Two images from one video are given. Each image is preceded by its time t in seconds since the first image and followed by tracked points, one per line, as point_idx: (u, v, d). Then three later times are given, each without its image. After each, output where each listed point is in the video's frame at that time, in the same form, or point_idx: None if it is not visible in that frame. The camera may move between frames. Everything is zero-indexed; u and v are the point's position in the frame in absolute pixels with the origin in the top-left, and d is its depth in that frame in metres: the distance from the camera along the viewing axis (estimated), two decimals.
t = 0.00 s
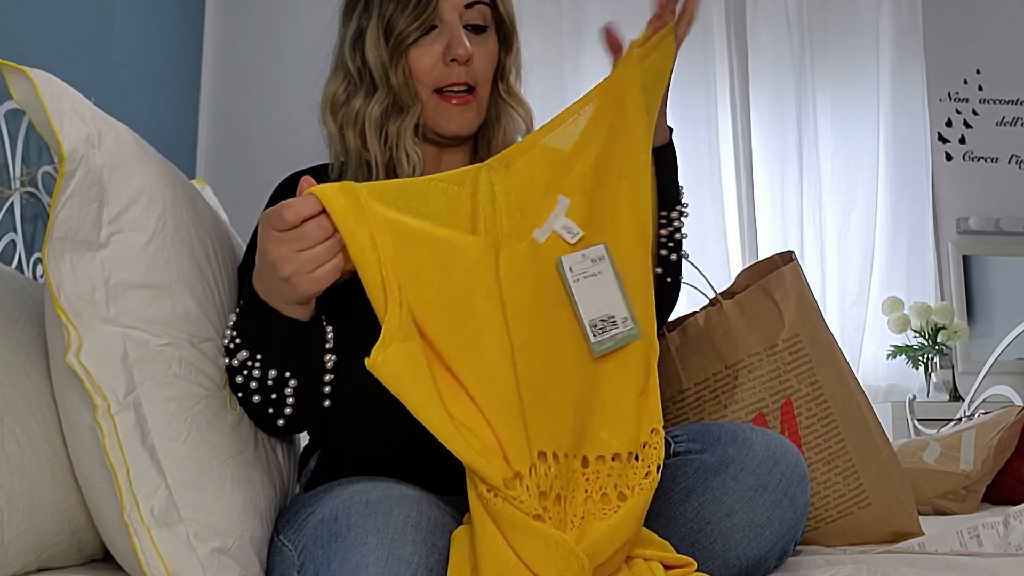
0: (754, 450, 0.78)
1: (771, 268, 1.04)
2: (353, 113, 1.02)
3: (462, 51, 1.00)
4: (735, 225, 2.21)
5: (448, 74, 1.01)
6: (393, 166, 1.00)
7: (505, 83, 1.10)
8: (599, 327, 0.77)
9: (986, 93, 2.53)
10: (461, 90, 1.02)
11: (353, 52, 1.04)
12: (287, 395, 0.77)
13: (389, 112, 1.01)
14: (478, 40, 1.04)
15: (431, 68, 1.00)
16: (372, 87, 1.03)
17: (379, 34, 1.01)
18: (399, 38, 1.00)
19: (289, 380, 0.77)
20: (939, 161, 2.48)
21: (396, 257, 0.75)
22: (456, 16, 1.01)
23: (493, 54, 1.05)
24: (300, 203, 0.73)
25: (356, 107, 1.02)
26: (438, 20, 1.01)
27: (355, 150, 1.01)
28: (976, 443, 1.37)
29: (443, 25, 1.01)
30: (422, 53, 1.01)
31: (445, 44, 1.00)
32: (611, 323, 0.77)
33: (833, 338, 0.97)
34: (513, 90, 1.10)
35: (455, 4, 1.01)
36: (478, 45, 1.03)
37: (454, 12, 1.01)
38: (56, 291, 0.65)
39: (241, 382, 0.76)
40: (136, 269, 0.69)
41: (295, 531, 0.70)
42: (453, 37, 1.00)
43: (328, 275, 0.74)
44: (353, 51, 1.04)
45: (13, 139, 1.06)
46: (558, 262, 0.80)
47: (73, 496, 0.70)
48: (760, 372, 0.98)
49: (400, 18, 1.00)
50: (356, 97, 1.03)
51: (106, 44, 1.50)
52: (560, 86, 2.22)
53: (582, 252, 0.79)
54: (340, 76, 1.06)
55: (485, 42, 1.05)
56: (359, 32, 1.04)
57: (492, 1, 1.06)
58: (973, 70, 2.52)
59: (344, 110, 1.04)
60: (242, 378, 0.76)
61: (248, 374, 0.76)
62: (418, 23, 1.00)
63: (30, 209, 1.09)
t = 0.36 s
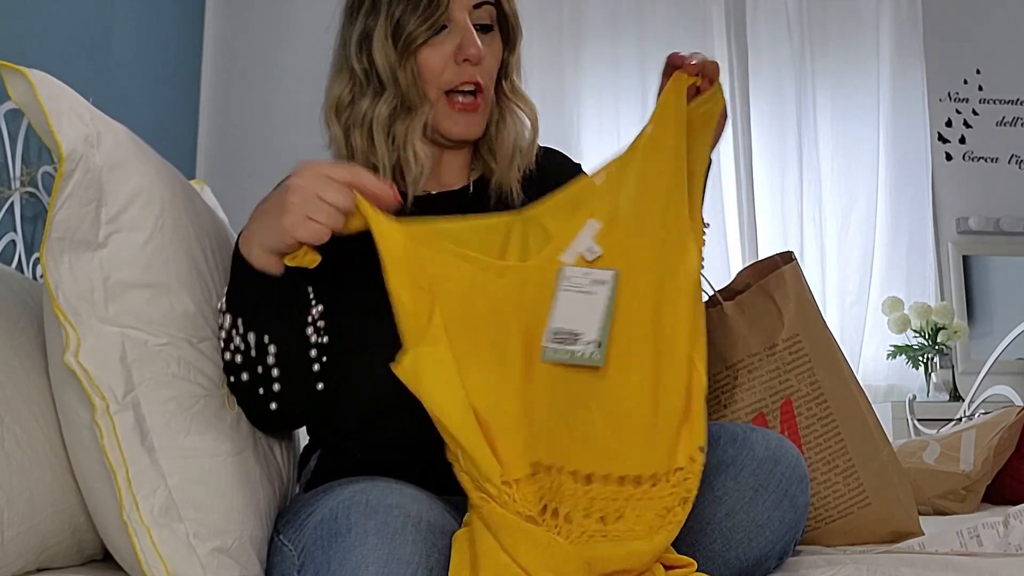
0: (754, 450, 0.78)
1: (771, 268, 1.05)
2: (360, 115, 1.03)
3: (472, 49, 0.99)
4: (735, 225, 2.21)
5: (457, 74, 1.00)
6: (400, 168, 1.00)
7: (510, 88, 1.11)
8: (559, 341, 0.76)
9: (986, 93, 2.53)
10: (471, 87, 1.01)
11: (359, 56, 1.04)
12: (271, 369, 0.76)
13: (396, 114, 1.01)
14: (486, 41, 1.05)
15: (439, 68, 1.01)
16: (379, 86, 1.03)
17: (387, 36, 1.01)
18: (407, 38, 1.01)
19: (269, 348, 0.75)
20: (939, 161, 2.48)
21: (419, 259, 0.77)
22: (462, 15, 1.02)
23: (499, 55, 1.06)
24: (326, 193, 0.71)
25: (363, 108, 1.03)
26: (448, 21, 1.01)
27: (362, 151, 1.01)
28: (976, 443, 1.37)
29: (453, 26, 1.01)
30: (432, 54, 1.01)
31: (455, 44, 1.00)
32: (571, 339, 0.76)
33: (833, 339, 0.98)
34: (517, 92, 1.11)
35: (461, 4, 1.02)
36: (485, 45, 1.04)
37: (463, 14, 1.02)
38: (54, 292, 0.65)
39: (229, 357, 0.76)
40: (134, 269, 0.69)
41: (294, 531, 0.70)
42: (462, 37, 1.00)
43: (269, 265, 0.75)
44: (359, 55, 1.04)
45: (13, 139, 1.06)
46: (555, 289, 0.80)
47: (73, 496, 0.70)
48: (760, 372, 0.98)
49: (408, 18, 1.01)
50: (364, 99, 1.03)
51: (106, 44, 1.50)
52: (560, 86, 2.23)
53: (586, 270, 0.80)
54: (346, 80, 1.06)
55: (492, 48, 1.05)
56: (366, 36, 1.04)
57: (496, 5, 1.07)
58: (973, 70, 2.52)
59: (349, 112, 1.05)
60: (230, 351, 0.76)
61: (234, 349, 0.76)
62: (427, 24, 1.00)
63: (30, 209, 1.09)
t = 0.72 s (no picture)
0: (754, 451, 0.78)
1: (771, 267, 1.05)
2: (381, 140, 0.98)
3: (497, 80, 0.96)
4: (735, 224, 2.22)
5: (479, 102, 0.97)
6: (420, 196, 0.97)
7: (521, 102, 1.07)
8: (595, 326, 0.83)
9: (986, 93, 2.53)
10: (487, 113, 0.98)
11: (378, 74, 0.99)
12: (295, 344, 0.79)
13: (421, 143, 0.97)
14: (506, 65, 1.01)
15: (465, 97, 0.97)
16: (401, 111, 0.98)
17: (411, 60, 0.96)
18: (435, 66, 0.96)
19: (296, 323, 0.79)
20: (939, 161, 2.48)
21: (453, 294, 0.83)
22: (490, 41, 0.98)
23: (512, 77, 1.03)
24: (396, 230, 0.81)
25: (383, 132, 0.98)
26: (476, 49, 0.96)
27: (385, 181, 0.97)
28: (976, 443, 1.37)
29: (480, 54, 0.97)
30: (457, 81, 0.97)
31: (482, 73, 0.96)
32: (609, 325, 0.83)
33: (832, 339, 0.97)
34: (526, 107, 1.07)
35: (488, 28, 0.98)
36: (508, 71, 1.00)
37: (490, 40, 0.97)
38: (54, 291, 0.65)
39: (249, 336, 0.78)
40: (134, 268, 0.69)
41: (295, 531, 0.70)
42: (490, 66, 0.96)
43: (305, 240, 0.81)
44: (378, 72, 0.99)
45: (13, 139, 1.06)
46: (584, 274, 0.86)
47: (73, 496, 0.70)
48: (759, 372, 0.98)
49: (437, 46, 0.96)
50: (382, 122, 0.98)
51: (106, 44, 1.50)
52: (560, 86, 2.23)
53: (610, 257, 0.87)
54: (361, 94, 1.01)
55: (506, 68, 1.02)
56: (385, 54, 0.99)
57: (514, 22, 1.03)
58: (973, 70, 2.52)
59: (367, 133, 1.00)
60: (251, 326, 0.78)
61: (256, 328, 0.78)
62: (453, 51, 0.96)
63: (29, 209, 1.09)
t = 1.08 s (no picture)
0: (754, 450, 0.78)
1: (771, 267, 1.05)
2: (385, 145, 0.99)
3: (499, 87, 0.96)
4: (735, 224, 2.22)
5: (479, 108, 0.97)
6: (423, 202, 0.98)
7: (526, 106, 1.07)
8: (599, 307, 0.83)
9: (986, 93, 2.53)
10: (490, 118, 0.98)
11: (383, 78, 0.99)
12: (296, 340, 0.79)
13: (425, 148, 0.97)
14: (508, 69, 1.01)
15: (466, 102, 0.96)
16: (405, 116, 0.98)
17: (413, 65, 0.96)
18: (438, 73, 0.96)
19: (297, 318, 0.79)
20: (939, 161, 2.48)
21: (448, 292, 0.84)
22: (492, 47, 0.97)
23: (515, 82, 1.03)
24: (398, 224, 0.80)
25: (387, 137, 0.99)
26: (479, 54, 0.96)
27: (389, 186, 0.98)
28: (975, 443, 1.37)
29: (484, 60, 0.96)
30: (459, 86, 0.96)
31: (484, 79, 0.96)
32: (611, 305, 0.83)
33: (831, 338, 0.97)
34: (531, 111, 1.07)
35: (492, 34, 0.97)
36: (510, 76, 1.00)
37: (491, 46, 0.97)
38: (54, 291, 0.65)
39: (251, 332, 0.78)
40: (134, 268, 0.69)
41: (294, 530, 0.70)
42: (492, 73, 0.96)
43: (306, 233, 0.80)
44: (383, 77, 0.99)
45: (13, 139, 1.06)
46: (580, 261, 0.87)
47: (73, 496, 0.70)
48: (759, 372, 0.98)
49: (440, 53, 0.96)
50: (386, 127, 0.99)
51: (106, 44, 1.50)
52: (560, 85, 2.23)
53: (604, 248, 0.88)
54: (365, 98, 1.01)
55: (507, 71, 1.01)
56: (389, 59, 0.99)
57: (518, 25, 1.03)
58: (973, 70, 2.52)
59: (370, 136, 1.00)
60: (251, 322, 0.78)
61: (256, 324, 0.78)
62: (455, 57, 0.95)
63: (30, 210, 1.09)
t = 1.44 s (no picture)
0: (754, 449, 0.78)
1: (772, 267, 1.05)
2: (381, 143, 0.97)
3: (495, 84, 0.96)
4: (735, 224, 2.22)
5: (476, 105, 0.97)
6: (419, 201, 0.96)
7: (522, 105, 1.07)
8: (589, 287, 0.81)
9: (986, 93, 2.53)
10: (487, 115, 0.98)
11: (378, 78, 0.99)
12: (320, 351, 0.79)
13: (421, 145, 0.96)
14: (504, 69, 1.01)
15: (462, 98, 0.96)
16: (399, 114, 0.98)
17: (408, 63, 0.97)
18: (435, 70, 0.96)
19: (322, 331, 0.79)
20: (939, 161, 2.48)
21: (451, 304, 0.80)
22: (487, 43, 0.98)
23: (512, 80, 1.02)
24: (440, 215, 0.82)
25: (383, 135, 0.98)
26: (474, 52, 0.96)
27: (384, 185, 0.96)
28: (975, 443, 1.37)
29: (479, 57, 0.97)
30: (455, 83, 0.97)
31: (479, 76, 0.96)
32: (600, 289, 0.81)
33: (831, 338, 0.97)
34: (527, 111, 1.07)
35: (487, 32, 0.98)
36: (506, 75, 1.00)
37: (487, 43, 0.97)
38: (54, 291, 0.65)
39: (271, 342, 0.78)
40: (134, 267, 0.69)
41: (294, 531, 0.70)
42: (487, 69, 0.96)
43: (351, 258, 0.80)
44: (378, 77, 0.99)
45: (13, 139, 1.06)
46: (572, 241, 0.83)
47: (73, 496, 0.70)
48: (759, 372, 0.98)
49: (435, 51, 0.96)
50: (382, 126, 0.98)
51: (106, 44, 1.50)
52: (560, 85, 2.23)
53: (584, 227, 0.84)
54: (361, 98, 1.01)
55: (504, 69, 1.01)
56: (384, 59, 0.99)
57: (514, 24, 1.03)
58: (973, 70, 2.52)
59: (366, 136, 0.99)
60: (274, 332, 0.78)
61: (278, 334, 0.78)
62: (451, 54, 0.96)
63: (29, 210, 1.08)
